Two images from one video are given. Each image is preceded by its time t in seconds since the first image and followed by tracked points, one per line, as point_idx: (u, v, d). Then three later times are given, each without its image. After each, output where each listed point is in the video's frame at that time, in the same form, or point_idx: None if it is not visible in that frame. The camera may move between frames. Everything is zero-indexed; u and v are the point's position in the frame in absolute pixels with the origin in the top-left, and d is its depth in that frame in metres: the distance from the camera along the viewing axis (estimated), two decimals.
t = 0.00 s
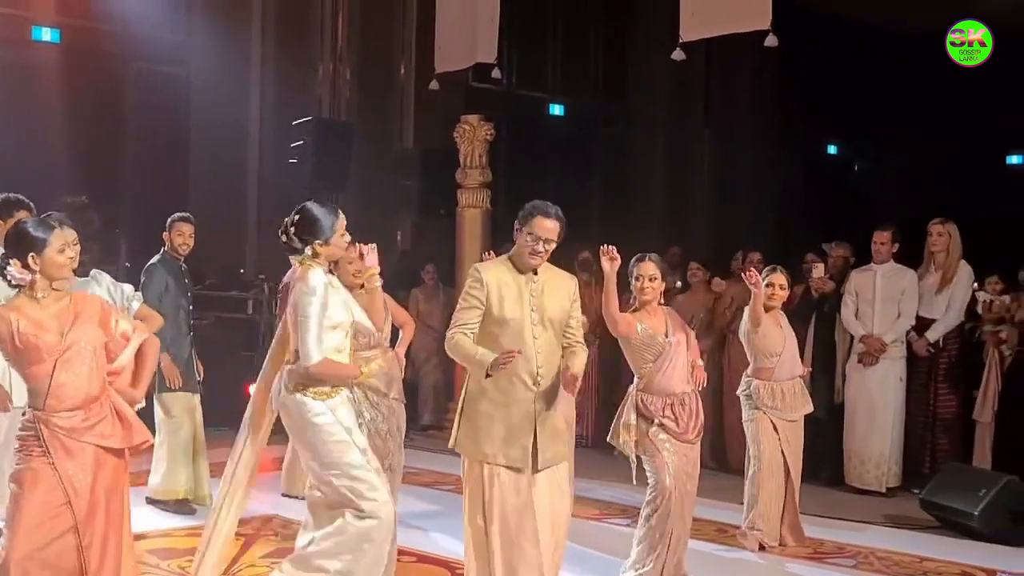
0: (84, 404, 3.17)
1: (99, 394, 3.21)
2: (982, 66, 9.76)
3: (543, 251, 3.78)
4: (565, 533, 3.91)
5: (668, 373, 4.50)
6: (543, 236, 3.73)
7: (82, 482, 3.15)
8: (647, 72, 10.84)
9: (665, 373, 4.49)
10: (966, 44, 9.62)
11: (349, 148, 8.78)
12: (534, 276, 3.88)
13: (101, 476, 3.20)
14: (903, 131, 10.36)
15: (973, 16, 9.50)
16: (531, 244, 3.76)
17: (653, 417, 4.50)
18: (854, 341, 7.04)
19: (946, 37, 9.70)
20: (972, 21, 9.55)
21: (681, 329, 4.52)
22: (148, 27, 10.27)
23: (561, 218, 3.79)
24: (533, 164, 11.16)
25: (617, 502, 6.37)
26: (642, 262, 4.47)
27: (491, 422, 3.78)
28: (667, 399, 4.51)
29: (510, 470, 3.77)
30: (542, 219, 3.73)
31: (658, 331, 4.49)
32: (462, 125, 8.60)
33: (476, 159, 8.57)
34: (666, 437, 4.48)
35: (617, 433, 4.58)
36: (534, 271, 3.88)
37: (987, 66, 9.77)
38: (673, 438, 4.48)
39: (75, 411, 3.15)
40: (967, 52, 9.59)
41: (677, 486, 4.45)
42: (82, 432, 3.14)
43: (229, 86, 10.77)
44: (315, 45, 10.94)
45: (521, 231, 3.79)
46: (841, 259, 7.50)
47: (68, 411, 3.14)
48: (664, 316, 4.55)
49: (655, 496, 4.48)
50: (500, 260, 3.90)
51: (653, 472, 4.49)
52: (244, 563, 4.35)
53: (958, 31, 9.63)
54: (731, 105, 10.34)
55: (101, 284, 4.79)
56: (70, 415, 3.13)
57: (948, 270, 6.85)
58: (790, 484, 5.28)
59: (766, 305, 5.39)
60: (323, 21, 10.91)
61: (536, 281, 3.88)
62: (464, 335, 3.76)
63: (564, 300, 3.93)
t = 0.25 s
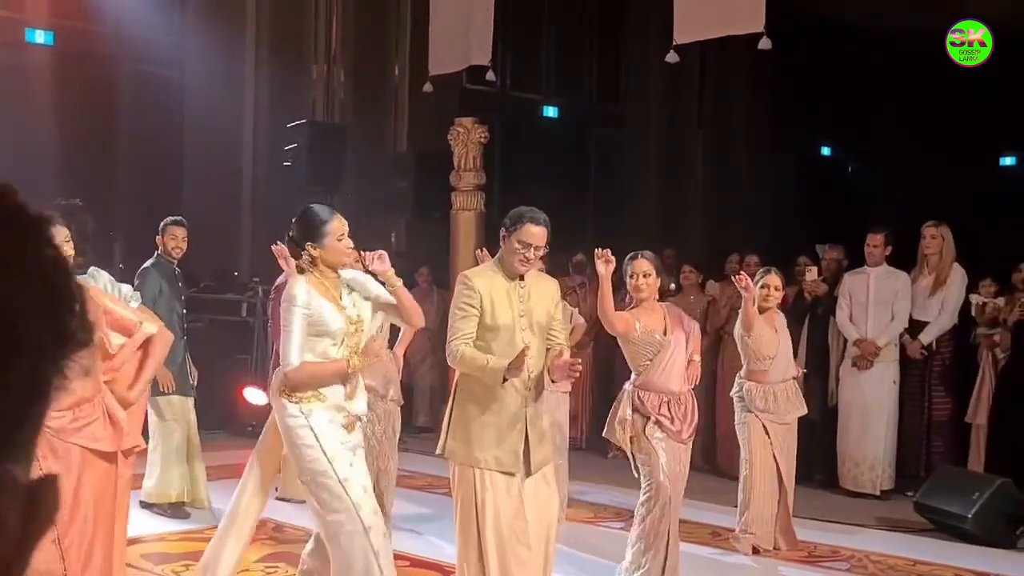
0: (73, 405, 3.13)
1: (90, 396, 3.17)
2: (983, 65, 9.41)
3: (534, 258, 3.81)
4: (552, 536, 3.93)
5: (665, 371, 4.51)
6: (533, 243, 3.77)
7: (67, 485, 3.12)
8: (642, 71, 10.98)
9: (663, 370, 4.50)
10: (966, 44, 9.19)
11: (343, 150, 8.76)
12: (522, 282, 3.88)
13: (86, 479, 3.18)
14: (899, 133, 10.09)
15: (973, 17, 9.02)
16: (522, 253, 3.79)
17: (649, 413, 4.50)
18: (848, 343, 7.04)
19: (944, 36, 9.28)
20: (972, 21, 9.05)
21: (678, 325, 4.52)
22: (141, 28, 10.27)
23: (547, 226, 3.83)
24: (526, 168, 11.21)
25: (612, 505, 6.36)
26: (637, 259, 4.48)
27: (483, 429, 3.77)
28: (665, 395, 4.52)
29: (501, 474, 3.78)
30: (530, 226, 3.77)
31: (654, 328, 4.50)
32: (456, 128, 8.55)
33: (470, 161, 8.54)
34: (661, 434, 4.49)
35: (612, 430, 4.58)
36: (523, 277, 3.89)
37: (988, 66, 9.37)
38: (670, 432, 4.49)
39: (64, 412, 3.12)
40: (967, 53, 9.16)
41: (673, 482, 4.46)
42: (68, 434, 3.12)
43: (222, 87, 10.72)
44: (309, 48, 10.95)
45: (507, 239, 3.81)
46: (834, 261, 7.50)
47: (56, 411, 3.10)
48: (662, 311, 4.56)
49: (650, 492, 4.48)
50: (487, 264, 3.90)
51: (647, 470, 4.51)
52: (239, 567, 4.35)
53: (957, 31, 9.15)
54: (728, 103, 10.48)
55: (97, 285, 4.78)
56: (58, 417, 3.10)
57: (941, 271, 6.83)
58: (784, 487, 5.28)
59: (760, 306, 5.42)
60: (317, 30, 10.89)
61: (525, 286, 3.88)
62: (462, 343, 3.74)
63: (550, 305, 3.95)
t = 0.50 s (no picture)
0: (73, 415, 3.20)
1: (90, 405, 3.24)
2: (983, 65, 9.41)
3: (528, 260, 3.82)
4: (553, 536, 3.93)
5: (663, 375, 4.50)
6: (526, 245, 3.77)
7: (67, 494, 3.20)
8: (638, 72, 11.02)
9: (660, 375, 4.50)
10: (966, 44, 9.18)
11: (341, 153, 8.77)
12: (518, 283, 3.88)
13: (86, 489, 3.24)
14: (899, 133, 10.22)
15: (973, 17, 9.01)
16: (517, 254, 3.79)
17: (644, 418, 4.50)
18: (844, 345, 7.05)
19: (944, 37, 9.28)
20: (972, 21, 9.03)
21: (681, 333, 4.50)
22: (139, 31, 10.25)
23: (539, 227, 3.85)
24: (522, 169, 11.27)
25: (609, 507, 6.37)
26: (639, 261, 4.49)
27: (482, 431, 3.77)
28: (661, 401, 4.51)
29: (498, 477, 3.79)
30: (522, 229, 3.78)
31: (656, 333, 4.48)
32: (454, 129, 8.50)
33: (468, 164, 8.53)
34: (654, 439, 4.49)
35: (608, 433, 4.59)
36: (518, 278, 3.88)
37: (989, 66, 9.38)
38: (660, 439, 4.49)
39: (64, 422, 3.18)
40: (967, 52, 9.14)
41: (664, 485, 4.49)
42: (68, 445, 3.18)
43: (221, 88, 10.66)
44: (306, 50, 11.00)
45: (501, 241, 3.81)
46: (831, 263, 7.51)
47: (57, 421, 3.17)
48: (665, 314, 4.56)
49: (645, 495, 4.51)
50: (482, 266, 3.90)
51: (641, 472, 4.52)
52: (237, 571, 4.35)
53: (957, 31, 9.14)
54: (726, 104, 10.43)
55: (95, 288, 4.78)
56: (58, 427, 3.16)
57: (939, 273, 6.85)
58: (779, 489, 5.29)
59: (758, 307, 5.44)
60: (315, 28, 11.02)
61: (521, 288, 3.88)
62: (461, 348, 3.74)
63: (547, 305, 3.94)
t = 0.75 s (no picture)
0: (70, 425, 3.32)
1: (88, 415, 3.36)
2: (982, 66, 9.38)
3: (524, 263, 3.81)
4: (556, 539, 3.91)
5: (661, 380, 4.51)
6: (522, 247, 3.77)
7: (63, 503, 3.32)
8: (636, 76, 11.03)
9: (658, 380, 4.50)
10: (966, 44, 9.13)
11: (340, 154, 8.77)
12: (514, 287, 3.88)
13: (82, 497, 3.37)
14: (898, 133, 10.18)
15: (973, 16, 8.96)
16: (513, 257, 3.79)
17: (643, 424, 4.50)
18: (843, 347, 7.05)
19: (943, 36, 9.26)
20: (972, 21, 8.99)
21: (676, 337, 4.49)
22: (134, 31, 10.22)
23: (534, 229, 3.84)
24: (522, 170, 11.26)
25: (608, 509, 6.38)
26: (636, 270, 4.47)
27: (480, 435, 3.77)
28: (659, 407, 4.50)
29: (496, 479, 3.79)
30: (517, 232, 3.78)
31: (652, 339, 4.48)
32: (453, 131, 8.50)
33: (466, 165, 8.51)
34: (652, 445, 4.49)
35: (608, 439, 4.60)
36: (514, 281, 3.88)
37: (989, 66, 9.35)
38: (658, 444, 4.48)
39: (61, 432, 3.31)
40: (967, 52, 9.10)
41: (663, 490, 4.49)
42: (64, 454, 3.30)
43: (220, 89, 10.74)
44: (305, 50, 10.96)
45: (496, 245, 3.81)
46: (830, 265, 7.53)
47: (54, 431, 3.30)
48: (661, 322, 4.54)
49: (644, 500, 4.51)
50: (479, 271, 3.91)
51: (640, 478, 4.53)
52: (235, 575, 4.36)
53: (957, 31, 9.09)
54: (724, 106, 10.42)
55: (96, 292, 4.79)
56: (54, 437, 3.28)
57: (937, 275, 6.87)
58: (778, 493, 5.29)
59: (756, 314, 5.45)
60: (313, 29, 10.92)
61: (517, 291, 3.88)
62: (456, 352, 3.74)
63: (545, 308, 3.94)
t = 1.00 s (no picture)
0: (70, 432, 3.46)
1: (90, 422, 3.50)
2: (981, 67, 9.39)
3: (516, 270, 3.84)
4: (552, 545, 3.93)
5: (658, 386, 4.52)
6: (513, 255, 3.79)
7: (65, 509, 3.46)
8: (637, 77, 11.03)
9: (653, 385, 4.52)
10: (966, 44, 9.18)
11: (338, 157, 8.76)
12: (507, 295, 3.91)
13: (84, 503, 3.51)
14: (899, 133, 10.04)
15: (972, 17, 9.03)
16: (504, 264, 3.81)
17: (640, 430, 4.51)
18: (841, 351, 7.06)
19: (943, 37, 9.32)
20: (972, 21, 9.07)
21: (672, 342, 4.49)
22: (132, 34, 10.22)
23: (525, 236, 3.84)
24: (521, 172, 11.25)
25: (607, 513, 6.39)
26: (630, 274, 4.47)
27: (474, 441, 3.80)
28: (656, 413, 4.51)
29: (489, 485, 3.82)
30: (507, 238, 3.79)
31: (647, 344, 4.49)
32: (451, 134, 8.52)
33: (465, 169, 8.50)
34: (649, 451, 4.49)
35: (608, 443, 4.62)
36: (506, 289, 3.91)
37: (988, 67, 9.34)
38: (654, 449, 4.48)
39: (61, 438, 3.44)
40: (968, 53, 9.16)
41: (658, 498, 4.48)
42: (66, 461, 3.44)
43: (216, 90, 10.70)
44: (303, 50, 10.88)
45: (489, 252, 3.84)
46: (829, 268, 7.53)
47: (56, 437, 3.44)
48: (658, 327, 4.55)
49: (639, 507, 4.52)
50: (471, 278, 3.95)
51: (635, 485, 4.53)
52: None
53: (958, 31, 9.17)
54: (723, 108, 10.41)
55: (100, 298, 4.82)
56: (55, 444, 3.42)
57: (936, 280, 6.89)
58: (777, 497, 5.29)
59: (755, 319, 5.46)
60: (312, 32, 10.68)
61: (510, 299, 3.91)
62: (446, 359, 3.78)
63: (539, 315, 3.97)
